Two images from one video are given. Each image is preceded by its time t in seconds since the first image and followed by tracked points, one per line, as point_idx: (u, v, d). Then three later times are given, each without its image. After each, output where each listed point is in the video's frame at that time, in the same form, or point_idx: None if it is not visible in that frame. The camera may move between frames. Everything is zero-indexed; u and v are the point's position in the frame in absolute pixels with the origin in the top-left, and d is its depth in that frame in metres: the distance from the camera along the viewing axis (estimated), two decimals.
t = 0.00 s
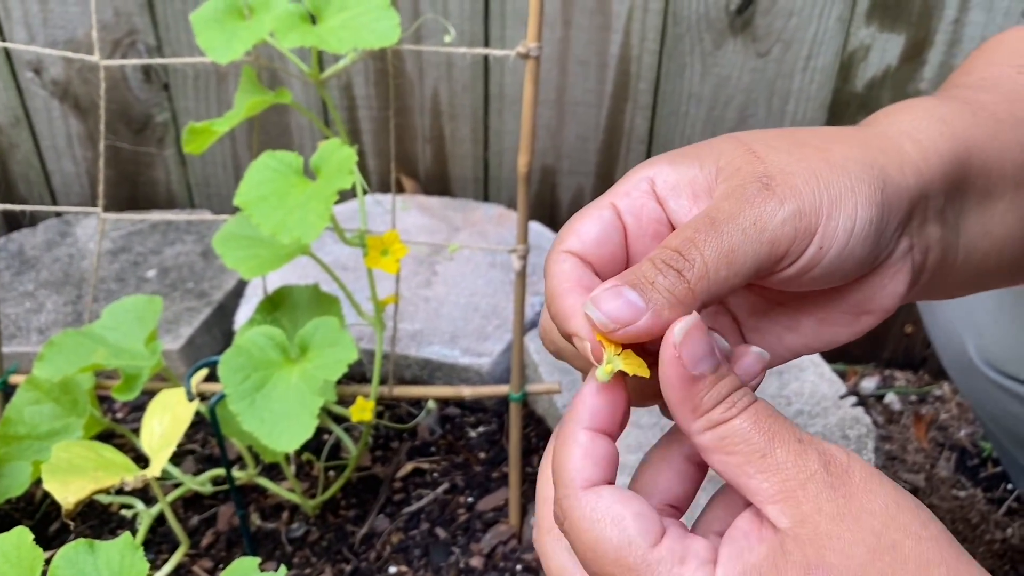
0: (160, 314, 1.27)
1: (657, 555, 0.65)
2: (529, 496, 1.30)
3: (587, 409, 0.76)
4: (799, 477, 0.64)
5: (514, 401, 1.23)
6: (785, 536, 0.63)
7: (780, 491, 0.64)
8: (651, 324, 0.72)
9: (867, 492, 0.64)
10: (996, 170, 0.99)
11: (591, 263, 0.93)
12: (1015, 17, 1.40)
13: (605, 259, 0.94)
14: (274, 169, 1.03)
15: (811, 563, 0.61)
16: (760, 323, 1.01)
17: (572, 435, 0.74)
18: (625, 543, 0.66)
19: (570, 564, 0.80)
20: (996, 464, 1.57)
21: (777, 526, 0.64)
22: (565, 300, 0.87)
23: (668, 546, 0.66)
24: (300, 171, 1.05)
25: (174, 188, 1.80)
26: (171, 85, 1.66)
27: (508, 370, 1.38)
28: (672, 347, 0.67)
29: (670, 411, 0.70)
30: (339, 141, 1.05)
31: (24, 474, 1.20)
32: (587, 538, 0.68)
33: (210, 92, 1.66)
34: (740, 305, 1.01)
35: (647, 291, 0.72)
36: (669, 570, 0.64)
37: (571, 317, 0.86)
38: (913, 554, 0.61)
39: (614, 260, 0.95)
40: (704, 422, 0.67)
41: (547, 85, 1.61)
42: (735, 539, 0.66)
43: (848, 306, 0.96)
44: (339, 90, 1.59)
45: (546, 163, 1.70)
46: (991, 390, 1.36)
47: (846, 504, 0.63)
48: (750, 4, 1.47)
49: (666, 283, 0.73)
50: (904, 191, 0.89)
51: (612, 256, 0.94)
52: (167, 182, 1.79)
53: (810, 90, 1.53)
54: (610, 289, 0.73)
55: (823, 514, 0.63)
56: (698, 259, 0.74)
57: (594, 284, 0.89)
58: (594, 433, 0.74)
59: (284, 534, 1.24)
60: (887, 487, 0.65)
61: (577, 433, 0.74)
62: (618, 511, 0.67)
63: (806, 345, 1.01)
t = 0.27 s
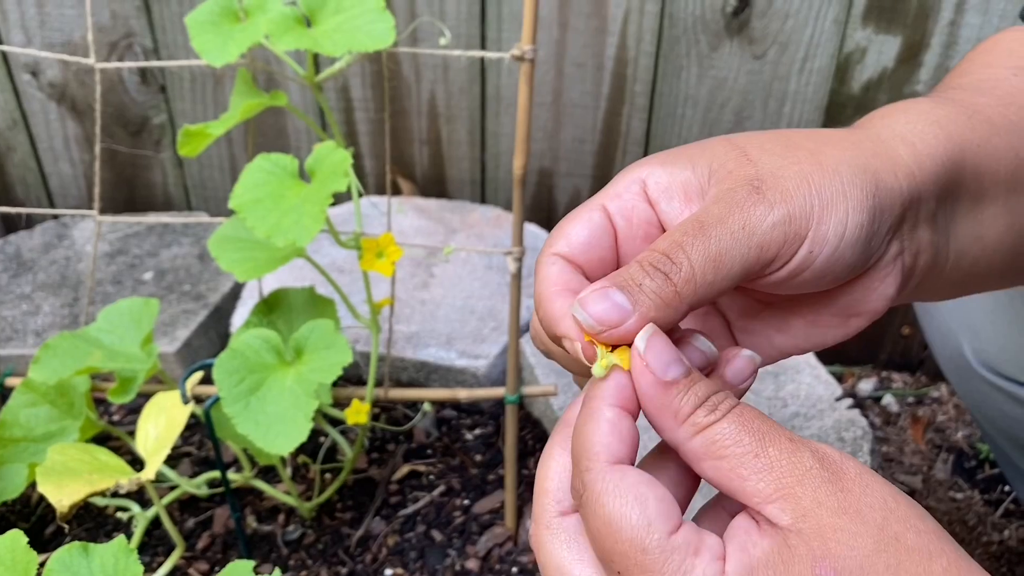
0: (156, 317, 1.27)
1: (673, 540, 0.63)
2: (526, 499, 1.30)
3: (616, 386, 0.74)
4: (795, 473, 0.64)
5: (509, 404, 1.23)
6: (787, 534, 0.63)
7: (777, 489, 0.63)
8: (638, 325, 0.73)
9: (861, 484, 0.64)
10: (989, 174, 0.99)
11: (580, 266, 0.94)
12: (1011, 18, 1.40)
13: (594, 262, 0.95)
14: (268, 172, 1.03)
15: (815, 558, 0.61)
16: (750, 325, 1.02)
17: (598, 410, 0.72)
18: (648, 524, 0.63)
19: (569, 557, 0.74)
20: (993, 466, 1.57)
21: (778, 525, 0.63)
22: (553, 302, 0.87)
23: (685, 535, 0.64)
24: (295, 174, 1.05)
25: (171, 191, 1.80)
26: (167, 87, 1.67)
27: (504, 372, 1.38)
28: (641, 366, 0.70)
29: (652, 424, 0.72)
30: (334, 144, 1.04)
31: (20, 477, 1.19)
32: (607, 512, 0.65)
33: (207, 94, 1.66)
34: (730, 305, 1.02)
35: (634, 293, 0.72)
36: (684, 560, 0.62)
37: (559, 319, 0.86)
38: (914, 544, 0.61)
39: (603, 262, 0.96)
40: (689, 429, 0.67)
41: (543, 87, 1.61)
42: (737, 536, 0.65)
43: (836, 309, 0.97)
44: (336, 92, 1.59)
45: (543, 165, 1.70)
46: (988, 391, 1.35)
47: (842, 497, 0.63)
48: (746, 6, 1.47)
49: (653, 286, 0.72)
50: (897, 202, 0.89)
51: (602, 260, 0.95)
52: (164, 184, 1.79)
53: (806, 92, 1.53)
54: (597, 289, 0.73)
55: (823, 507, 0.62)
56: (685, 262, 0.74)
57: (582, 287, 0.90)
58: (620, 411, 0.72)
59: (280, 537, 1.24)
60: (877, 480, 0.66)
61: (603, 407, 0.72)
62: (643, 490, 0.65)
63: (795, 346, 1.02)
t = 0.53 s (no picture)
0: (154, 318, 1.27)
1: (669, 546, 0.63)
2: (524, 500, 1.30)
3: (619, 386, 0.74)
4: (798, 494, 0.63)
5: (508, 405, 1.23)
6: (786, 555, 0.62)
7: (778, 508, 0.63)
8: (640, 327, 0.74)
9: (870, 512, 0.62)
10: (983, 163, 0.99)
11: (578, 276, 0.94)
12: (1009, 20, 1.40)
13: (593, 270, 0.95)
14: (265, 174, 1.03)
15: None
16: (753, 320, 1.02)
17: (601, 409, 0.72)
18: (642, 527, 0.63)
19: (560, 555, 0.74)
20: (993, 467, 1.57)
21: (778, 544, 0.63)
22: (554, 313, 0.88)
23: (681, 543, 0.63)
24: (293, 175, 1.05)
25: (170, 192, 1.80)
26: (166, 89, 1.67)
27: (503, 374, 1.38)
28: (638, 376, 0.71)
29: (652, 426, 0.72)
30: (332, 145, 1.04)
31: (18, 479, 1.19)
32: (602, 512, 0.65)
33: (205, 96, 1.66)
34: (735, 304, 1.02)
35: (636, 294, 0.72)
36: (678, 568, 0.62)
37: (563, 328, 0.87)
38: None
39: (602, 268, 0.96)
40: (690, 437, 0.67)
41: (542, 88, 1.61)
42: (733, 549, 0.66)
43: (839, 298, 0.97)
44: (334, 94, 1.59)
45: (542, 166, 1.70)
46: (988, 393, 1.35)
47: (846, 522, 0.61)
48: (744, 7, 1.47)
49: (655, 286, 0.73)
50: (893, 186, 0.89)
51: (601, 269, 0.95)
52: (163, 186, 1.79)
53: (804, 93, 1.53)
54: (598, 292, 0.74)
55: (825, 531, 0.61)
56: (685, 259, 0.74)
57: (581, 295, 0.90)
58: (623, 413, 0.72)
59: (279, 539, 1.24)
60: (887, 505, 0.64)
61: (606, 407, 0.72)
62: (641, 493, 0.65)
63: (798, 339, 1.01)
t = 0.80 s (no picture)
0: (155, 321, 1.27)
1: (663, 560, 0.62)
2: (525, 502, 1.30)
3: (626, 399, 0.74)
4: (801, 516, 0.61)
5: (508, 408, 1.23)
6: None
7: (779, 530, 0.61)
8: (647, 341, 0.74)
9: (876, 541, 0.61)
10: (980, 162, 0.99)
11: (580, 295, 0.95)
12: (1009, 22, 1.40)
13: (596, 289, 0.95)
14: (267, 177, 1.03)
15: None
16: (760, 326, 1.01)
17: (606, 420, 0.72)
18: (637, 538, 0.63)
19: (557, 561, 0.74)
20: (993, 469, 1.57)
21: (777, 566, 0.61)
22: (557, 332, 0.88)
23: (676, 556, 0.63)
24: (294, 178, 1.05)
25: (170, 194, 1.80)
26: (167, 91, 1.67)
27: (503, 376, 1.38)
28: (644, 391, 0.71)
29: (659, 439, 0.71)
30: (333, 148, 1.05)
31: (19, 482, 1.19)
32: (599, 521, 0.65)
33: (206, 98, 1.66)
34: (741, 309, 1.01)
35: (642, 309, 0.73)
36: None
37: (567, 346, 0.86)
38: None
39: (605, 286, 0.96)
40: (695, 450, 0.66)
41: (542, 90, 1.61)
42: (732, 567, 0.65)
43: (845, 300, 0.96)
44: (335, 96, 1.59)
45: (542, 168, 1.71)
46: (988, 395, 1.35)
47: (849, 549, 0.60)
48: (744, 10, 1.47)
49: (660, 299, 0.73)
50: (893, 189, 0.89)
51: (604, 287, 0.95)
52: (163, 188, 1.79)
53: (804, 96, 1.53)
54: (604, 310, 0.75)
55: (825, 558, 0.60)
56: (690, 272, 0.74)
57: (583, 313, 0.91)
58: (628, 425, 0.72)
59: (280, 541, 1.24)
60: (897, 535, 0.61)
61: (611, 418, 0.72)
62: (638, 505, 0.65)
63: (807, 344, 1.01)
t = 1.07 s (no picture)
0: (158, 321, 1.28)
1: (667, 557, 0.62)
2: (528, 502, 1.30)
3: (640, 396, 0.73)
4: (808, 520, 0.61)
5: (512, 408, 1.23)
6: None
7: (786, 532, 0.61)
8: (649, 343, 0.75)
9: (885, 548, 0.60)
10: (976, 154, 0.99)
11: (583, 307, 0.94)
12: (1012, 22, 1.40)
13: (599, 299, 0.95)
14: (270, 177, 1.03)
15: None
16: (765, 327, 1.01)
17: (617, 415, 0.72)
18: (642, 534, 0.63)
19: (563, 552, 0.74)
20: (995, 469, 1.57)
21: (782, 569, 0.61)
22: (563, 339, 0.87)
23: (680, 553, 0.62)
24: (298, 178, 1.05)
25: (173, 194, 1.80)
26: (169, 91, 1.67)
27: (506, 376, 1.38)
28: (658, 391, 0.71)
29: (671, 436, 0.71)
30: (338, 148, 1.05)
31: (22, 481, 1.19)
32: (604, 516, 0.64)
33: (208, 98, 1.66)
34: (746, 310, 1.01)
35: (641, 312, 0.74)
36: None
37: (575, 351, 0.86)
38: None
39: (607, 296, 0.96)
40: (706, 450, 0.66)
41: (545, 90, 1.62)
42: (737, 567, 0.64)
43: (848, 295, 0.96)
44: (338, 96, 1.59)
45: (545, 168, 1.71)
46: (990, 395, 1.35)
47: (856, 556, 0.59)
48: (747, 10, 1.47)
49: (660, 301, 0.74)
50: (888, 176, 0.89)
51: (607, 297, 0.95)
52: (166, 188, 1.79)
53: (807, 96, 1.53)
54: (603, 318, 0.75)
55: (832, 563, 0.59)
56: (687, 273, 0.75)
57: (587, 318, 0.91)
58: (639, 421, 0.72)
59: (283, 541, 1.24)
60: (906, 544, 0.60)
61: (622, 413, 0.72)
62: (644, 500, 0.64)
63: (814, 342, 1.01)
